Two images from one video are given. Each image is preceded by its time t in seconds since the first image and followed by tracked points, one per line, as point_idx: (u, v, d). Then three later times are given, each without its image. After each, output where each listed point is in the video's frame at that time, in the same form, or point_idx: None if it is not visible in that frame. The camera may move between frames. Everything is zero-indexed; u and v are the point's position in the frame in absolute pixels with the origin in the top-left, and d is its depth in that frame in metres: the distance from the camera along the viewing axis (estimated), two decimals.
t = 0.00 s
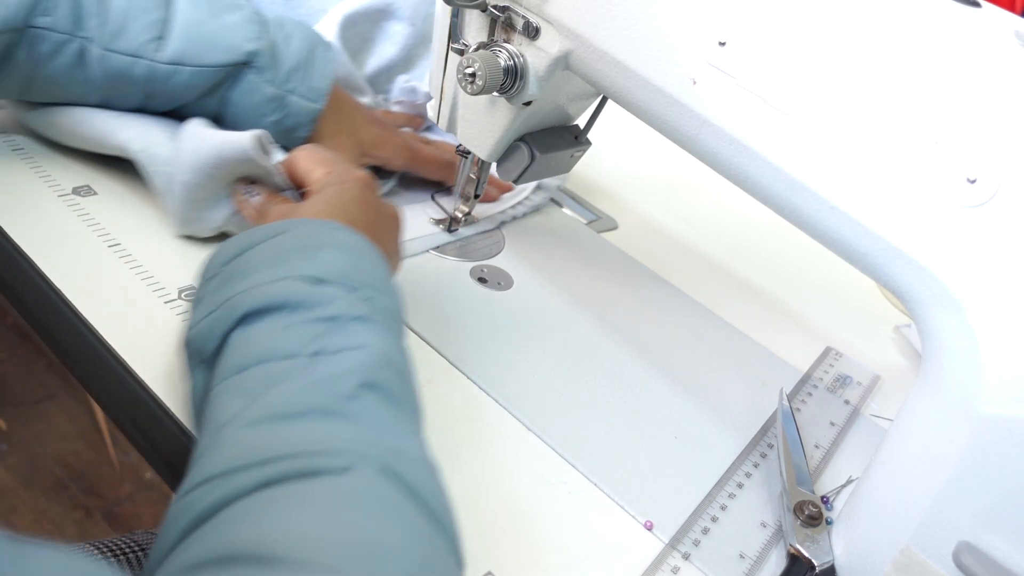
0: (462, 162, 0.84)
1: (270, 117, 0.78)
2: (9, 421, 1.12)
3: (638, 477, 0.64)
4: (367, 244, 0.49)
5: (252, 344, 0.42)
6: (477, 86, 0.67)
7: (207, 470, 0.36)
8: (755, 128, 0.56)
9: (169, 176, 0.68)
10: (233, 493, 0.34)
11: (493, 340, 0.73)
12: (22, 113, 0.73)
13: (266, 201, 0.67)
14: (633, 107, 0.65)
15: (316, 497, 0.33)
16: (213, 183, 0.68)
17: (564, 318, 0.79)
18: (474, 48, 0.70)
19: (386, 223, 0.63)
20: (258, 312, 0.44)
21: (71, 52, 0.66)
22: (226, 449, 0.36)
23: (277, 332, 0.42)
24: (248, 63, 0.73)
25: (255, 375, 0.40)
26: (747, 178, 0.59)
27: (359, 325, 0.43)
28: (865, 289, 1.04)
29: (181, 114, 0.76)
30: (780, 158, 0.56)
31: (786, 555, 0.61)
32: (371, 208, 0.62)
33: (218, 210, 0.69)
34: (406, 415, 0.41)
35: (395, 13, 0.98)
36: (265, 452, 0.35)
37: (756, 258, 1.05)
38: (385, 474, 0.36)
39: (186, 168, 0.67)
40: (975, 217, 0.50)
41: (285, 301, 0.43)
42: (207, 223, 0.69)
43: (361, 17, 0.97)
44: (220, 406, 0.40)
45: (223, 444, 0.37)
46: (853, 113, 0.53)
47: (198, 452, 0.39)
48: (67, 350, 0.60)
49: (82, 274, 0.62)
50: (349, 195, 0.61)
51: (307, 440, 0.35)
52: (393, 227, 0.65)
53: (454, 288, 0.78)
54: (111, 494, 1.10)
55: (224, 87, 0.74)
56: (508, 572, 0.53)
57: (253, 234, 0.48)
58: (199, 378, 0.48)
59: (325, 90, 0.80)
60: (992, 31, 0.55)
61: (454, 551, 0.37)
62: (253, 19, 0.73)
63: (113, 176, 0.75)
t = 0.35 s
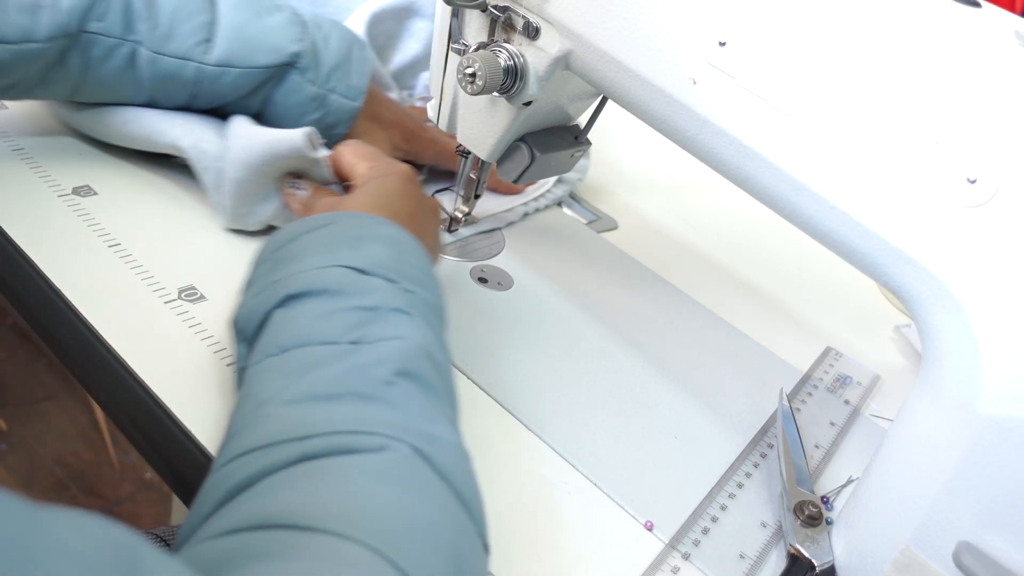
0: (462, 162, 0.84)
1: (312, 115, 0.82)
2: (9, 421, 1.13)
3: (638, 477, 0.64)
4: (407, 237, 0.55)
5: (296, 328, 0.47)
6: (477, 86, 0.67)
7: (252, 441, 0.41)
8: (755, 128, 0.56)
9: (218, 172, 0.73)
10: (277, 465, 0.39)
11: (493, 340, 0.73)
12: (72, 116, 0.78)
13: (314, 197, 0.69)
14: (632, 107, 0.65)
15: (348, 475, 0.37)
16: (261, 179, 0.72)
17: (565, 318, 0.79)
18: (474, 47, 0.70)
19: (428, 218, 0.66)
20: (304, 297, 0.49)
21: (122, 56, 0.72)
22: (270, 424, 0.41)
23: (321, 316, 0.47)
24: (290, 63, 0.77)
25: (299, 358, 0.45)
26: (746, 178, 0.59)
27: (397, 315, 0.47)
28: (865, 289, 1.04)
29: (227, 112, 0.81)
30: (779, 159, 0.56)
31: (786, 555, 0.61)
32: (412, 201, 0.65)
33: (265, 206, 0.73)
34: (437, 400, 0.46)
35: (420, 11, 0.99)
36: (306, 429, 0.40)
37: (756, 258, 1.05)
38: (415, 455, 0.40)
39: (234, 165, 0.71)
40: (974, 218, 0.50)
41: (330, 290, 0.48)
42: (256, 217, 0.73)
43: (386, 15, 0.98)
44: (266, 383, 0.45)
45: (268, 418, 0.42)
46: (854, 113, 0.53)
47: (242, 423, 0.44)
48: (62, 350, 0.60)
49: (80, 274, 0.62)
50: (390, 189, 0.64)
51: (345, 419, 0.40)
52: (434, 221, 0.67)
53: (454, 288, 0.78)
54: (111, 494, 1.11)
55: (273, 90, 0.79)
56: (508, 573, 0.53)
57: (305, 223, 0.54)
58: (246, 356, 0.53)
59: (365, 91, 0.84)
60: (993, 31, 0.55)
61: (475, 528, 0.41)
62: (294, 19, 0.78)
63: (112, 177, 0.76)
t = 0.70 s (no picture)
0: (462, 162, 0.84)
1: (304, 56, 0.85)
2: (9, 421, 1.13)
3: (638, 477, 0.64)
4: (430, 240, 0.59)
5: (314, 328, 0.49)
6: (477, 86, 0.67)
7: (265, 437, 0.42)
8: (755, 128, 0.56)
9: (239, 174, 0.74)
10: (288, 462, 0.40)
11: (493, 340, 0.73)
12: (82, 117, 0.79)
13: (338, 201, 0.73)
14: (633, 107, 0.65)
15: (358, 474, 0.39)
16: (285, 181, 0.73)
17: (565, 318, 0.79)
18: (474, 48, 0.71)
19: (446, 222, 0.71)
20: (325, 299, 0.51)
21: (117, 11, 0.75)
22: (285, 421, 0.43)
23: (340, 317, 0.49)
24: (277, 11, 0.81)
25: (316, 357, 0.47)
26: (746, 178, 0.59)
27: (414, 320, 0.50)
28: (865, 289, 1.04)
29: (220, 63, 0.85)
30: (779, 159, 0.56)
31: (786, 555, 0.61)
32: (433, 205, 0.70)
33: (290, 207, 0.75)
34: (449, 403, 0.48)
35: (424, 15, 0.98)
36: (320, 427, 0.41)
37: (756, 257, 1.05)
38: (423, 457, 0.42)
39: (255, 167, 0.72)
40: (974, 218, 0.50)
41: (352, 293, 0.50)
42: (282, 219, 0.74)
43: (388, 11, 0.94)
44: (282, 380, 0.47)
45: (282, 415, 0.43)
46: (853, 114, 0.53)
47: (257, 418, 0.45)
48: (61, 351, 0.60)
49: (81, 275, 0.62)
50: (412, 194, 0.70)
51: (359, 419, 0.42)
52: (451, 224, 0.72)
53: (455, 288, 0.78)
54: (111, 494, 1.11)
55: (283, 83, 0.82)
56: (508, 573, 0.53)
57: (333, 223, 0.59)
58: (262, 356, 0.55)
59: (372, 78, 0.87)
60: (993, 31, 0.55)
61: (478, 531, 0.42)
62: (304, 15, 0.83)
63: (115, 178, 0.76)
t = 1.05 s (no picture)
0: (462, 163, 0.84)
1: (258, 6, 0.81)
2: (9, 421, 1.13)
3: (638, 477, 0.64)
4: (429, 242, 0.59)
5: (310, 325, 0.49)
6: (477, 86, 0.67)
7: (255, 435, 0.42)
8: (755, 128, 0.57)
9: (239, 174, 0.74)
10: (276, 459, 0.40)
11: (494, 340, 0.73)
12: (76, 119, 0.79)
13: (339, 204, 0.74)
14: (633, 107, 0.65)
15: (342, 471, 0.39)
16: (288, 181, 0.73)
17: (565, 318, 0.80)
18: (474, 48, 0.71)
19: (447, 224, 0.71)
20: (321, 297, 0.52)
21: None
22: (275, 417, 0.43)
23: (335, 315, 0.49)
24: None
25: (309, 356, 0.47)
26: (746, 178, 0.60)
27: (408, 319, 0.50)
28: (865, 289, 1.05)
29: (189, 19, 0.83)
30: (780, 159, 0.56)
31: (786, 555, 0.61)
32: (433, 207, 0.71)
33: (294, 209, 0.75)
34: (442, 403, 0.48)
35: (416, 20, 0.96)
36: (310, 423, 0.41)
37: (755, 257, 1.05)
38: (406, 453, 0.41)
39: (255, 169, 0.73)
40: (973, 218, 0.50)
41: (348, 292, 0.51)
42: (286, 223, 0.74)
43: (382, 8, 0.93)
44: (275, 377, 0.47)
45: (272, 412, 0.43)
46: (853, 114, 0.53)
47: (249, 415, 0.45)
48: (62, 351, 0.60)
49: (82, 275, 0.63)
50: (413, 196, 0.70)
51: (348, 415, 0.42)
52: (453, 226, 0.73)
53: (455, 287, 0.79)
54: (111, 493, 1.11)
55: (283, 87, 0.85)
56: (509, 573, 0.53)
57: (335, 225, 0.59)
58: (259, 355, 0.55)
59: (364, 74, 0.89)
60: (993, 31, 0.55)
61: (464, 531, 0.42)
62: None
63: (116, 178, 0.76)
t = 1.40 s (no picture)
0: (461, 162, 0.84)
1: None
2: (9, 421, 1.12)
3: (638, 477, 0.64)
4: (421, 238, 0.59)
5: (302, 327, 0.49)
6: (477, 86, 0.67)
7: (242, 437, 0.42)
8: (755, 128, 0.57)
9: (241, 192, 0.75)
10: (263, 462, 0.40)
11: (493, 340, 0.73)
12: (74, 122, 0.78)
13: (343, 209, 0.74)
14: (633, 108, 0.65)
15: (328, 474, 0.38)
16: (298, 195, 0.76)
17: (565, 318, 0.80)
18: (475, 48, 0.71)
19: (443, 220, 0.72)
20: (314, 296, 0.52)
21: None
22: (263, 420, 0.43)
23: (326, 316, 0.49)
24: None
25: (300, 357, 0.47)
26: (747, 179, 0.60)
27: (400, 319, 0.50)
28: (865, 289, 1.05)
29: None
30: (781, 159, 0.57)
31: (786, 555, 0.61)
32: (428, 207, 0.71)
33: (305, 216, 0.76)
34: (433, 403, 0.47)
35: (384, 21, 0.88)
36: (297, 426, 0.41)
37: (756, 257, 1.05)
38: (394, 456, 0.41)
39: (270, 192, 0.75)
40: (974, 218, 0.50)
41: (341, 292, 0.51)
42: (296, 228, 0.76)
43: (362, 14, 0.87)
44: (266, 378, 0.47)
45: (260, 414, 0.43)
46: (852, 113, 0.53)
47: (240, 417, 0.45)
48: (62, 351, 0.60)
49: (83, 275, 0.63)
50: (407, 197, 0.70)
51: (336, 418, 0.41)
52: (449, 223, 0.74)
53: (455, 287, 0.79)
54: (112, 493, 1.11)
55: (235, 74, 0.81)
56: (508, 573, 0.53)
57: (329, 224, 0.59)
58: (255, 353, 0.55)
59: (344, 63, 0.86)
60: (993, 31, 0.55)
61: (453, 533, 0.42)
62: None
63: (117, 178, 0.76)
